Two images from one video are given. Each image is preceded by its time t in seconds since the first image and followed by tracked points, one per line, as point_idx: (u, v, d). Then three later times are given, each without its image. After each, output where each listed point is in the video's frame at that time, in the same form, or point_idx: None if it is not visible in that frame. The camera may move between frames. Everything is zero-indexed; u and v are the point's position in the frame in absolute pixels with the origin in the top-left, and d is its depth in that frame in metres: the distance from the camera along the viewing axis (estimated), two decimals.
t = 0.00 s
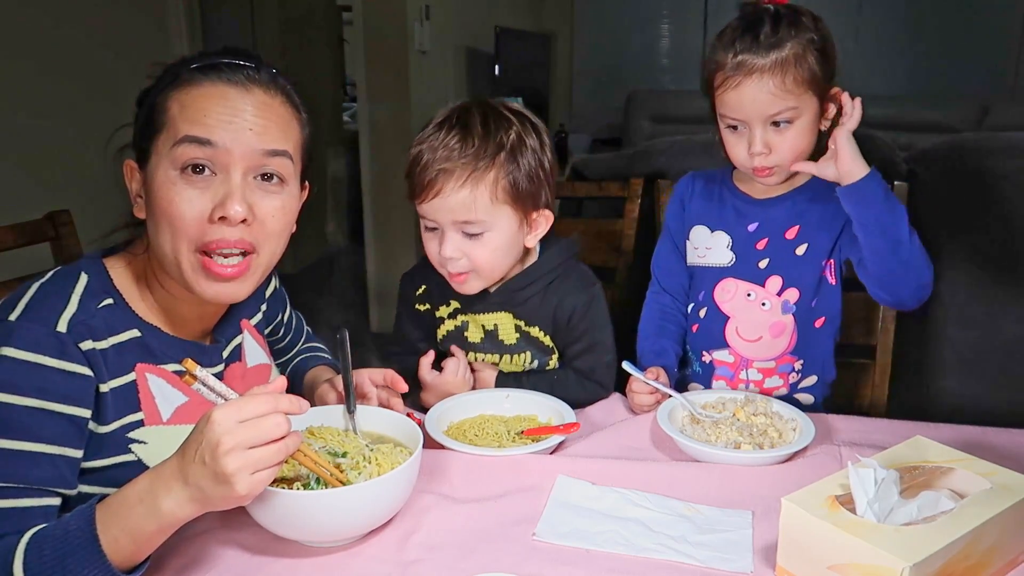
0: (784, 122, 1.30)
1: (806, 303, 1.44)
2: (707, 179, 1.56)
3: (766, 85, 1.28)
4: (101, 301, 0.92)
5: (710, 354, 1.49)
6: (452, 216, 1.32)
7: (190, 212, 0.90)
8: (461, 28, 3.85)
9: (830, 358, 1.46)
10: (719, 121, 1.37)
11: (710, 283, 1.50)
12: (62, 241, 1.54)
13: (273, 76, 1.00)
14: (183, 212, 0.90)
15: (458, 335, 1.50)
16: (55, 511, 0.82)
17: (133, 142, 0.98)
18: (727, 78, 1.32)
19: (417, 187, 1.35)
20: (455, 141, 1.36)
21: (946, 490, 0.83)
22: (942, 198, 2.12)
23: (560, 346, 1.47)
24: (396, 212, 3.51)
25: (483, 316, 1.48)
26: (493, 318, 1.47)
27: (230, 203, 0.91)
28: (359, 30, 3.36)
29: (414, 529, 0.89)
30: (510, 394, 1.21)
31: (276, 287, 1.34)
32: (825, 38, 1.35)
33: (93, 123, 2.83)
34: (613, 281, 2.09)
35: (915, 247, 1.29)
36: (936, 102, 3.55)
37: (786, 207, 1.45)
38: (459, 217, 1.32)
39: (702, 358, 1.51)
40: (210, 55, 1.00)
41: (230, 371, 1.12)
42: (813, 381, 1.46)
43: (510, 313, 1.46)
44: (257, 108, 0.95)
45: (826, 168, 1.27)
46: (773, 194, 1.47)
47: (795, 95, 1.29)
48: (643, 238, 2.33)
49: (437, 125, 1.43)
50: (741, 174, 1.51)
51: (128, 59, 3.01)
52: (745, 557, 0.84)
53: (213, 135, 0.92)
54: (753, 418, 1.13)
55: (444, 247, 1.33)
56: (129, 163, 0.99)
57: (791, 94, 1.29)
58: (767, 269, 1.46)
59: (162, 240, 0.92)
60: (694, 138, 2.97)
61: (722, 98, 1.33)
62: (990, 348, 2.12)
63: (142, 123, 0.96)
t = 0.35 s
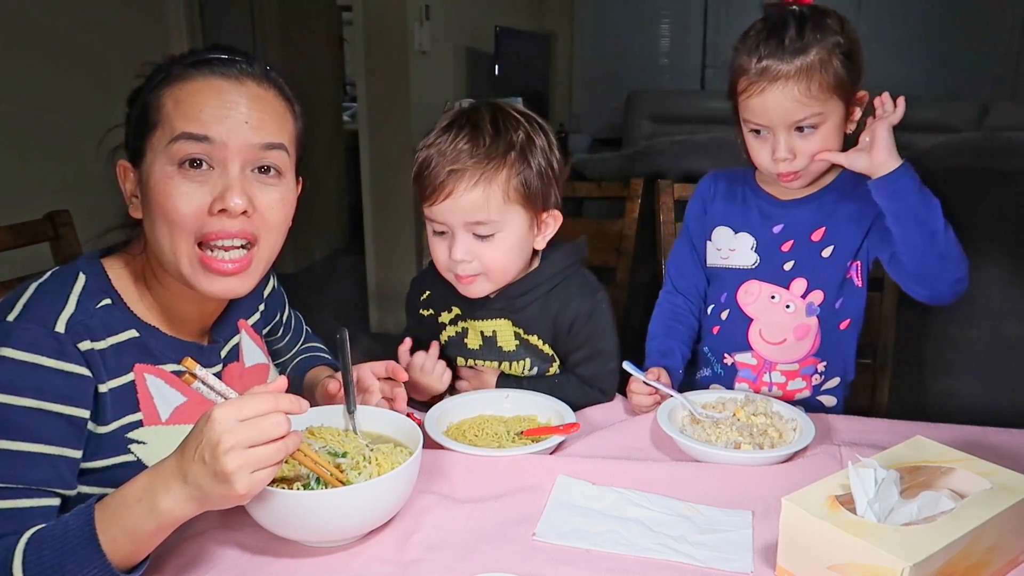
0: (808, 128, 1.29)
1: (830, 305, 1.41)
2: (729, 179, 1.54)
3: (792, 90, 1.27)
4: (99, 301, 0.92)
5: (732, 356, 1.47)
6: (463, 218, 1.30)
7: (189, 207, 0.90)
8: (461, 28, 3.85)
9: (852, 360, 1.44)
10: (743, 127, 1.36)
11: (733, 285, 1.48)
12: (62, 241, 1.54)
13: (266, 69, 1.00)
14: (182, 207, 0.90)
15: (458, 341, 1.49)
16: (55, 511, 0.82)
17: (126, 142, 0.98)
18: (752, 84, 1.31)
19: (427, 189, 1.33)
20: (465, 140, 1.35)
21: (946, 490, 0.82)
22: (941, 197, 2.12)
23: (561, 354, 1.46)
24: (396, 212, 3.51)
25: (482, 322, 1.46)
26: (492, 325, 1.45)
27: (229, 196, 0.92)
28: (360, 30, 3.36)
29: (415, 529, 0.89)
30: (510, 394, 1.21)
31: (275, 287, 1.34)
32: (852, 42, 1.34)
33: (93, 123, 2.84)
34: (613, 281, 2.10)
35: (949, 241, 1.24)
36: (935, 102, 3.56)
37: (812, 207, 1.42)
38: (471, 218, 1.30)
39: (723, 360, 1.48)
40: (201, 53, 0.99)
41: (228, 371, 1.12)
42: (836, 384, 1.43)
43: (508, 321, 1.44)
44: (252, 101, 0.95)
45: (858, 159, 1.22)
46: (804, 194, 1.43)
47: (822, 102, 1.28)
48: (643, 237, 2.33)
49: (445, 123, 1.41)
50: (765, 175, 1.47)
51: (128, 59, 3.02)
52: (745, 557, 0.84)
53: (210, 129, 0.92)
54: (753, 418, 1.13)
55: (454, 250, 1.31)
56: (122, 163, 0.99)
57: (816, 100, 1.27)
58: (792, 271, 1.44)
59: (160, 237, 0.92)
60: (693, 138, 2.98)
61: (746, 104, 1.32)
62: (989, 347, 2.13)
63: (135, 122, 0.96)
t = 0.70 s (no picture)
0: (830, 132, 1.29)
1: (850, 305, 1.41)
2: (750, 181, 1.53)
3: (818, 92, 1.27)
4: (89, 297, 0.92)
5: (751, 356, 1.47)
6: (419, 229, 1.26)
7: (195, 200, 0.91)
8: (461, 28, 3.85)
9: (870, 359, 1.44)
10: (765, 131, 1.36)
11: (753, 285, 1.48)
12: (61, 241, 1.54)
13: (258, 59, 1.00)
14: (188, 200, 0.91)
15: (455, 352, 1.49)
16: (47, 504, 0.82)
17: (113, 129, 0.96)
18: (774, 87, 1.31)
19: (385, 201, 1.30)
20: (417, 150, 1.30)
21: (947, 490, 0.82)
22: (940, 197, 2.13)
23: (558, 364, 1.45)
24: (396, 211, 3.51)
25: (477, 337, 1.45)
26: (486, 341, 1.44)
27: (236, 190, 0.92)
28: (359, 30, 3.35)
29: (416, 528, 0.89)
30: (510, 396, 1.20)
31: (270, 284, 1.33)
32: (875, 45, 1.33)
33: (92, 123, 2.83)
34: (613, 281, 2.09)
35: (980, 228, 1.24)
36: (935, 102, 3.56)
37: (835, 208, 1.42)
38: (427, 230, 1.26)
39: (741, 360, 1.48)
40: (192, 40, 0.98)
41: (224, 366, 1.12)
42: (855, 384, 1.43)
43: (502, 337, 1.42)
44: (250, 92, 0.94)
45: (878, 155, 1.22)
46: (823, 197, 1.43)
47: (846, 105, 1.27)
48: (643, 237, 2.33)
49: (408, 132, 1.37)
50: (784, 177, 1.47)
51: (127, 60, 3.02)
52: (745, 557, 0.84)
53: (212, 123, 0.91)
54: (753, 418, 1.13)
55: (418, 263, 1.28)
56: (110, 151, 0.97)
57: (839, 104, 1.27)
58: (813, 272, 1.44)
59: (165, 230, 0.93)
60: (693, 138, 2.98)
61: (768, 107, 1.32)
62: (989, 347, 2.13)
63: (124, 110, 0.94)
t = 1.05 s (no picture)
0: (830, 121, 1.28)
1: (854, 313, 1.41)
2: (754, 184, 1.52)
3: (815, 81, 1.27)
4: (54, 296, 0.94)
5: (753, 359, 1.47)
6: (411, 222, 1.26)
7: (230, 209, 0.98)
8: (461, 28, 3.85)
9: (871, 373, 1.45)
10: (763, 122, 1.36)
11: (756, 288, 1.47)
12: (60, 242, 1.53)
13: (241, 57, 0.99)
14: (226, 210, 0.98)
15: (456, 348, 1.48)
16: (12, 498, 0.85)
17: (121, 135, 0.90)
18: (772, 79, 1.32)
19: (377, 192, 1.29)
20: (409, 142, 1.29)
21: (947, 490, 0.82)
22: (941, 198, 2.13)
23: (554, 371, 1.39)
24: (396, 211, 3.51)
25: (473, 335, 1.43)
26: (481, 339, 1.42)
27: (259, 196, 1.02)
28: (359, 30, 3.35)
29: (415, 528, 0.89)
30: (507, 399, 1.19)
31: (256, 282, 1.34)
32: (873, 36, 1.34)
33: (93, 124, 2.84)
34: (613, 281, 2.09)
35: (938, 282, 1.27)
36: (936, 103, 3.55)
37: (838, 212, 1.42)
38: (417, 223, 1.25)
39: (744, 363, 1.48)
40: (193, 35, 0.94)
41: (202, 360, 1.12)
42: (855, 394, 1.44)
43: (495, 337, 1.39)
44: (261, 101, 1.01)
45: (868, 182, 1.24)
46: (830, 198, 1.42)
47: (844, 94, 1.27)
48: (642, 237, 2.33)
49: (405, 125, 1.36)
50: (788, 178, 1.47)
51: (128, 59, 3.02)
52: (744, 556, 0.84)
53: (249, 142, 0.98)
54: (753, 418, 1.13)
55: (411, 256, 1.28)
56: (118, 160, 0.91)
57: (838, 92, 1.27)
58: (816, 276, 1.43)
59: (200, 236, 0.98)
60: (693, 138, 2.98)
61: (767, 99, 1.32)
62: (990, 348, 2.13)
63: (147, 118, 0.90)
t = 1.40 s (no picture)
0: (818, 121, 1.29)
1: (849, 307, 1.41)
2: (741, 184, 1.52)
3: (801, 83, 1.28)
4: (49, 298, 0.95)
5: (753, 360, 1.47)
6: (447, 239, 1.18)
7: (219, 212, 0.97)
8: (461, 28, 3.85)
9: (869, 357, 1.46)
10: (750, 123, 1.36)
11: (749, 290, 1.47)
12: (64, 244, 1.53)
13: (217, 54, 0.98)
14: (215, 213, 0.97)
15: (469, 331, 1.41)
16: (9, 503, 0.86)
17: (97, 148, 0.90)
18: (759, 80, 1.31)
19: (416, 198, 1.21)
20: (458, 151, 1.19)
21: (946, 490, 0.82)
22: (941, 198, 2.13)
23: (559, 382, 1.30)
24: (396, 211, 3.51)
25: (487, 326, 1.35)
26: (493, 333, 1.34)
27: (249, 194, 1.02)
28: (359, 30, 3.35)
29: (417, 527, 0.90)
30: (508, 400, 1.19)
31: (256, 281, 1.34)
32: (856, 35, 1.35)
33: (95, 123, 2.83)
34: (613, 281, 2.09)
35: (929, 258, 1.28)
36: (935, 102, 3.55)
37: (825, 208, 1.42)
38: (455, 241, 1.17)
39: (744, 364, 1.48)
40: (164, 36, 0.93)
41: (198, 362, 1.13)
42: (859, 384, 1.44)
43: (506, 335, 1.31)
44: (240, 97, 0.99)
45: (856, 161, 1.27)
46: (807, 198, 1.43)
47: (830, 94, 1.28)
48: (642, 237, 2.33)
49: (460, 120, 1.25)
50: (775, 178, 1.47)
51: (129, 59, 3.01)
52: (744, 557, 0.84)
53: (229, 142, 0.96)
54: (753, 418, 1.13)
55: (442, 266, 1.21)
56: (97, 171, 0.91)
57: (826, 93, 1.28)
58: (808, 273, 1.43)
59: (189, 240, 0.98)
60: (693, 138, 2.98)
61: (754, 100, 1.32)
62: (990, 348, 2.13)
63: (121, 129, 0.90)
